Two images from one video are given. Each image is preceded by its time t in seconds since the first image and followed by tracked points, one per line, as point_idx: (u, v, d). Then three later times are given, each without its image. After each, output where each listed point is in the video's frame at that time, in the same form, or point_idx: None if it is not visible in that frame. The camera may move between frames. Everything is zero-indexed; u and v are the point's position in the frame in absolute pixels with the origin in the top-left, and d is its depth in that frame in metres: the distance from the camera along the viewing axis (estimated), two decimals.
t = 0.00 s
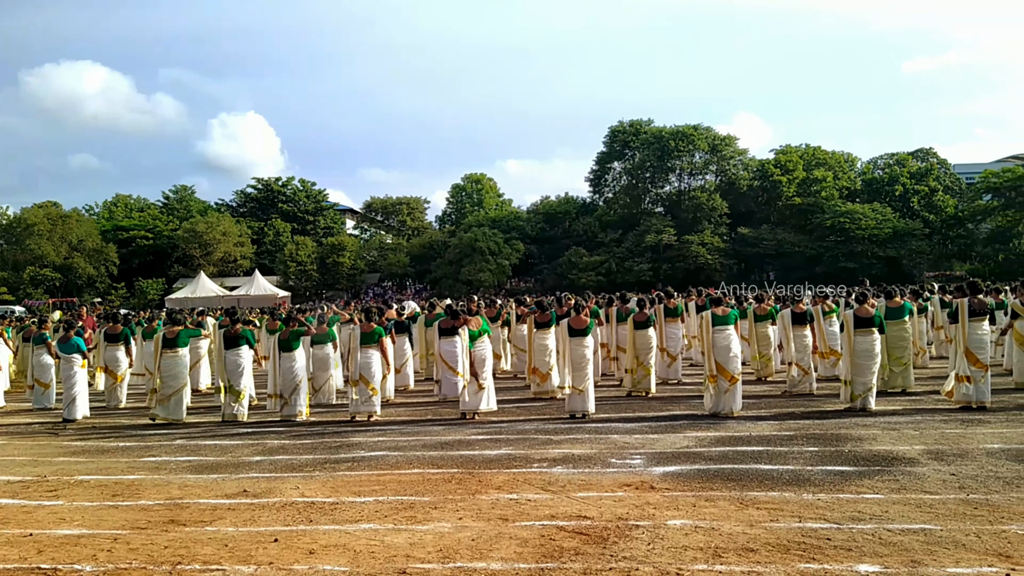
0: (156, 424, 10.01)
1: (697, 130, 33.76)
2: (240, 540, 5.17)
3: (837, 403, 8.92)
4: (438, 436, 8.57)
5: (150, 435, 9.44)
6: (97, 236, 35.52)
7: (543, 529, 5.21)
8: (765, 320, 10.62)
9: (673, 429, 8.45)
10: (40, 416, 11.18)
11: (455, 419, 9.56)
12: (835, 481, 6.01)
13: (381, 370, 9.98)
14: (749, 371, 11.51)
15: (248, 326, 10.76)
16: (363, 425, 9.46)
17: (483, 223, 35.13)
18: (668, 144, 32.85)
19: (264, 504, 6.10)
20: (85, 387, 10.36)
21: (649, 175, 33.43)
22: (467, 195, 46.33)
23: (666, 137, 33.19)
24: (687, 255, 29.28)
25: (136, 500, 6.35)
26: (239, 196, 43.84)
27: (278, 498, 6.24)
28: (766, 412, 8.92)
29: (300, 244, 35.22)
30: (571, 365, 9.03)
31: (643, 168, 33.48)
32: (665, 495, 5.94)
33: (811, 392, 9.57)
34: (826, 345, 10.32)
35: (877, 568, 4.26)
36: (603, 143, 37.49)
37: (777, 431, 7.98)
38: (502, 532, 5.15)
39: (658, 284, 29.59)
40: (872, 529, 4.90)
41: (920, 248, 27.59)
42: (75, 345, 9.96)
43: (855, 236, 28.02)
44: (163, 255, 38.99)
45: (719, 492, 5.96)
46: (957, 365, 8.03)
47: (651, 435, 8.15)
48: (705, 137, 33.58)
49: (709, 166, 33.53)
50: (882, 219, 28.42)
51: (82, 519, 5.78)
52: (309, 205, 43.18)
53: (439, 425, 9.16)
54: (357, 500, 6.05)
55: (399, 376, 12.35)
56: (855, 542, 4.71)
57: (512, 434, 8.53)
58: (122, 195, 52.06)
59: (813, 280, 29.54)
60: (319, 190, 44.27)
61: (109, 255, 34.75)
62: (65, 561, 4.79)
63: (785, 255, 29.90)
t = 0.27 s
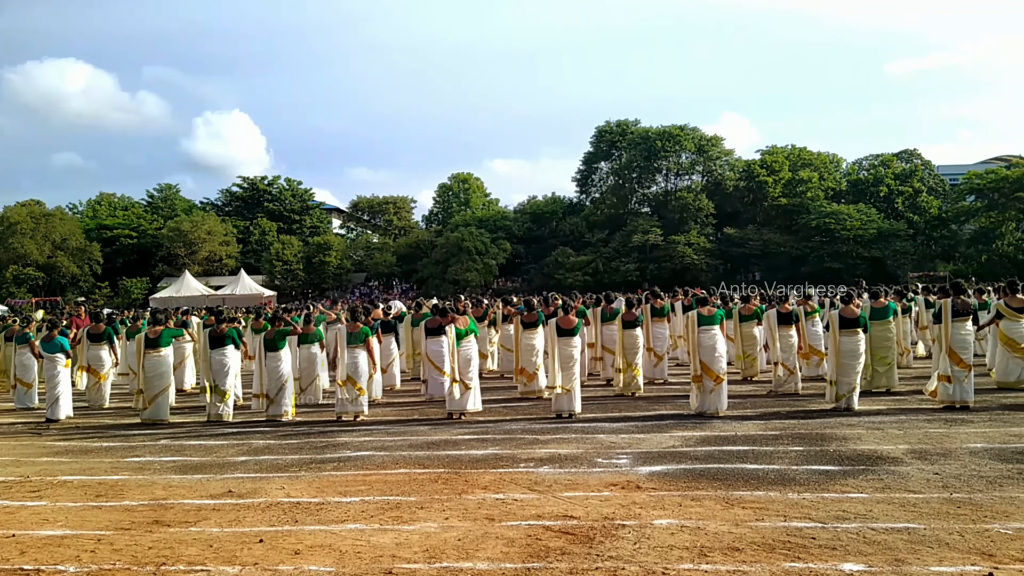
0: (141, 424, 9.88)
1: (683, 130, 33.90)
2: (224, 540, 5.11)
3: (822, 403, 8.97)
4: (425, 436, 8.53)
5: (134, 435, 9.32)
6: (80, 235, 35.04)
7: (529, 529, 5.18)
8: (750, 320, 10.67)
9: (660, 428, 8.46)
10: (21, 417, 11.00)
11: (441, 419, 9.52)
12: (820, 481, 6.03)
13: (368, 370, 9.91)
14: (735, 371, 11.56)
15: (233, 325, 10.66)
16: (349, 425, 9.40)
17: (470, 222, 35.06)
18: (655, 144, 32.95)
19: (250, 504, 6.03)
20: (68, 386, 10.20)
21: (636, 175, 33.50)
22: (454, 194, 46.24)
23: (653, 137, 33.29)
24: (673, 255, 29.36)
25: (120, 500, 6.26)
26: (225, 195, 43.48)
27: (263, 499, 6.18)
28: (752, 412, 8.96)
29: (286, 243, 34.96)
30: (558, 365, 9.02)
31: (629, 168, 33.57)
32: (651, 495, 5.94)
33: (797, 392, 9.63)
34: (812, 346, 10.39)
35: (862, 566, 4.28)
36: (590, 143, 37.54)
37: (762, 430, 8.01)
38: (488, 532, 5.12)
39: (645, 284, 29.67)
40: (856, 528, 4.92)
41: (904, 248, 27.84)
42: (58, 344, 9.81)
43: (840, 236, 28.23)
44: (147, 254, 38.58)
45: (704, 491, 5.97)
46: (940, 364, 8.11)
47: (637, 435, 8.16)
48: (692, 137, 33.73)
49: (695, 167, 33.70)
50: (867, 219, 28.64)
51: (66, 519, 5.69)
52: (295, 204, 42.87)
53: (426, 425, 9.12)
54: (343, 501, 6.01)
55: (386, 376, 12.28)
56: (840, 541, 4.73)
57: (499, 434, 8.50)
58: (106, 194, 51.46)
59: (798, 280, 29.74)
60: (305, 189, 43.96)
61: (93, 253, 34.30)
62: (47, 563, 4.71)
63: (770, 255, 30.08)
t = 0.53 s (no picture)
0: (126, 424, 9.76)
1: (670, 131, 34.03)
2: (209, 541, 5.05)
3: (807, 403, 9.02)
4: (412, 436, 8.48)
5: (118, 435, 9.20)
6: (64, 234, 34.55)
7: (516, 529, 5.16)
8: (736, 320, 10.71)
9: (646, 428, 8.47)
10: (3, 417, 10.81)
11: (427, 419, 9.48)
12: (805, 480, 6.05)
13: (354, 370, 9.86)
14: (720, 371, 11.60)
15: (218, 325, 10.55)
16: (335, 425, 9.33)
17: (457, 222, 34.99)
18: (642, 145, 33.04)
19: (235, 504, 5.97)
20: (51, 386, 10.05)
21: (622, 175, 33.57)
22: (441, 194, 46.14)
23: (639, 138, 33.38)
24: (660, 255, 29.43)
25: (103, 501, 6.17)
26: (210, 194, 43.12)
27: (248, 499, 6.11)
28: (737, 412, 8.99)
29: (272, 242, 34.70)
30: (544, 365, 9.01)
31: (616, 168, 33.66)
32: (638, 494, 5.94)
33: (782, 392, 9.66)
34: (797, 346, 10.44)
35: (847, 566, 4.29)
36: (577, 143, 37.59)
37: (748, 430, 8.04)
38: (475, 532, 5.10)
39: (631, 285, 29.73)
40: (841, 527, 4.94)
41: (889, 249, 28.09)
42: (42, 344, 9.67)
43: (826, 237, 28.43)
44: (131, 253, 38.14)
45: (690, 491, 5.97)
46: (924, 365, 8.17)
47: (623, 435, 8.16)
48: (678, 138, 33.87)
49: (682, 168, 33.84)
50: (852, 220, 28.85)
51: (48, 520, 5.59)
52: (281, 203, 42.59)
53: (412, 426, 9.07)
54: (329, 501, 5.95)
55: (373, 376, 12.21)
56: (825, 541, 4.74)
57: (485, 434, 8.48)
58: (90, 192, 50.84)
59: (784, 280, 29.93)
60: (291, 188, 43.65)
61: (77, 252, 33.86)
62: (29, 565, 4.63)
63: (756, 256, 30.25)
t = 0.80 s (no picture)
0: (113, 424, 9.67)
1: (659, 131, 34.12)
2: (197, 542, 5.00)
3: (796, 403, 9.06)
4: (402, 436, 8.44)
5: (106, 435, 9.11)
6: (52, 233, 34.20)
7: (506, 529, 5.14)
8: (725, 320, 10.74)
9: (635, 428, 8.47)
10: None
11: (417, 419, 9.44)
12: (794, 480, 6.07)
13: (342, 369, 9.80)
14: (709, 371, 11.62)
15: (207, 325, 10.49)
16: (324, 425, 9.27)
17: (447, 222, 34.93)
18: (631, 145, 33.10)
19: (223, 505, 5.92)
20: (38, 386, 9.94)
21: (612, 176, 33.63)
22: (431, 194, 46.06)
23: (629, 138, 33.44)
24: (650, 255, 29.49)
25: (91, 502, 6.10)
26: (199, 193, 42.83)
27: (237, 500, 6.06)
28: (726, 411, 9.01)
29: (261, 242, 34.49)
30: (534, 365, 9.00)
31: (606, 169, 33.72)
32: (628, 494, 5.93)
33: (771, 392, 9.70)
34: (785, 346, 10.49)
35: (836, 564, 4.30)
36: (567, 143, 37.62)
37: (737, 430, 8.06)
38: (465, 532, 5.07)
39: (621, 285, 29.76)
40: (830, 526, 4.96)
41: (877, 249, 28.30)
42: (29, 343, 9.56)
43: (815, 237, 28.59)
44: (119, 253, 37.82)
45: (680, 491, 5.97)
46: (913, 365, 8.21)
47: (613, 434, 8.16)
48: (668, 138, 33.97)
49: (671, 168, 33.94)
50: (840, 220, 29.03)
51: (35, 521, 5.53)
52: (270, 202, 42.37)
53: (402, 426, 9.03)
54: (318, 501, 5.92)
55: (362, 376, 12.16)
56: (814, 540, 4.75)
57: (475, 434, 8.45)
58: (77, 191, 50.39)
59: (773, 280, 30.09)
60: (281, 188, 43.42)
61: (65, 252, 33.53)
62: (15, 566, 4.57)
63: (746, 256, 30.37)
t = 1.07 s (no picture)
0: (102, 424, 9.57)
1: (650, 131, 34.20)
2: (187, 542, 4.96)
3: (786, 403, 9.08)
4: (393, 436, 8.41)
5: (95, 435, 9.03)
6: (41, 232, 33.90)
7: (497, 529, 5.12)
8: (716, 320, 10.75)
9: (627, 428, 8.47)
10: None
11: (408, 419, 9.41)
12: (785, 479, 6.09)
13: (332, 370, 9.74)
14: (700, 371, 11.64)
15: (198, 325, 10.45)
16: (315, 426, 9.22)
17: (438, 221, 34.88)
18: (623, 145, 33.17)
19: (214, 505, 5.87)
20: (27, 386, 9.83)
21: (604, 175, 33.66)
22: (422, 193, 45.99)
23: (620, 138, 33.50)
24: (641, 255, 29.55)
25: (80, 502, 6.04)
26: (189, 192, 42.58)
27: (227, 500, 6.02)
28: (718, 411, 9.03)
29: (251, 242, 34.31)
30: (525, 364, 8.98)
31: (598, 168, 33.77)
32: (618, 494, 5.93)
33: (762, 391, 9.72)
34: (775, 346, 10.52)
35: (826, 563, 4.31)
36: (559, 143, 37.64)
37: (728, 429, 8.07)
38: (456, 532, 5.05)
39: (613, 285, 29.79)
40: (820, 525, 4.97)
41: (867, 249, 28.45)
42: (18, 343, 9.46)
43: (805, 237, 28.71)
44: (109, 253, 37.51)
45: (671, 490, 5.98)
46: (904, 365, 8.23)
47: (604, 434, 8.16)
48: (659, 138, 34.06)
49: (663, 168, 34.03)
50: (831, 220, 29.16)
51: (23, 522, 5.47)
52: (261, 202, 42.19)
53: (392, 426, 8.99)
54: (309, 501, 5.88)
55: (354, 376, 12.11)
56: (805, 539, 4.75)
57: (466, 434, 8.43)
58: (66, 191, 50.02)
59: (764, 280, 30.22)
60: (271, 187, 43.22)
61: (54, 252, 33.26)
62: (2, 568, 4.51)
63: (736, 256, 30.48)
